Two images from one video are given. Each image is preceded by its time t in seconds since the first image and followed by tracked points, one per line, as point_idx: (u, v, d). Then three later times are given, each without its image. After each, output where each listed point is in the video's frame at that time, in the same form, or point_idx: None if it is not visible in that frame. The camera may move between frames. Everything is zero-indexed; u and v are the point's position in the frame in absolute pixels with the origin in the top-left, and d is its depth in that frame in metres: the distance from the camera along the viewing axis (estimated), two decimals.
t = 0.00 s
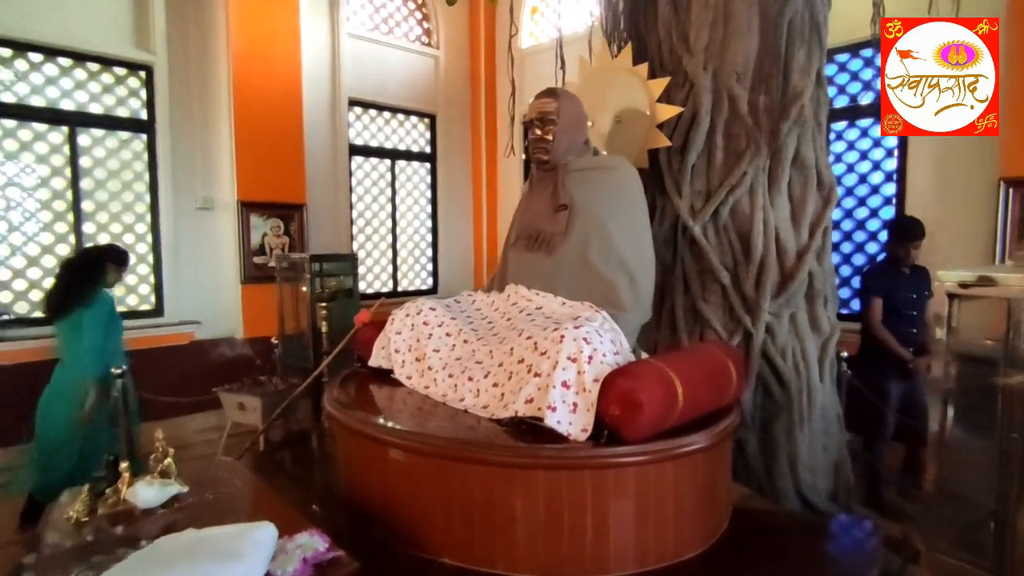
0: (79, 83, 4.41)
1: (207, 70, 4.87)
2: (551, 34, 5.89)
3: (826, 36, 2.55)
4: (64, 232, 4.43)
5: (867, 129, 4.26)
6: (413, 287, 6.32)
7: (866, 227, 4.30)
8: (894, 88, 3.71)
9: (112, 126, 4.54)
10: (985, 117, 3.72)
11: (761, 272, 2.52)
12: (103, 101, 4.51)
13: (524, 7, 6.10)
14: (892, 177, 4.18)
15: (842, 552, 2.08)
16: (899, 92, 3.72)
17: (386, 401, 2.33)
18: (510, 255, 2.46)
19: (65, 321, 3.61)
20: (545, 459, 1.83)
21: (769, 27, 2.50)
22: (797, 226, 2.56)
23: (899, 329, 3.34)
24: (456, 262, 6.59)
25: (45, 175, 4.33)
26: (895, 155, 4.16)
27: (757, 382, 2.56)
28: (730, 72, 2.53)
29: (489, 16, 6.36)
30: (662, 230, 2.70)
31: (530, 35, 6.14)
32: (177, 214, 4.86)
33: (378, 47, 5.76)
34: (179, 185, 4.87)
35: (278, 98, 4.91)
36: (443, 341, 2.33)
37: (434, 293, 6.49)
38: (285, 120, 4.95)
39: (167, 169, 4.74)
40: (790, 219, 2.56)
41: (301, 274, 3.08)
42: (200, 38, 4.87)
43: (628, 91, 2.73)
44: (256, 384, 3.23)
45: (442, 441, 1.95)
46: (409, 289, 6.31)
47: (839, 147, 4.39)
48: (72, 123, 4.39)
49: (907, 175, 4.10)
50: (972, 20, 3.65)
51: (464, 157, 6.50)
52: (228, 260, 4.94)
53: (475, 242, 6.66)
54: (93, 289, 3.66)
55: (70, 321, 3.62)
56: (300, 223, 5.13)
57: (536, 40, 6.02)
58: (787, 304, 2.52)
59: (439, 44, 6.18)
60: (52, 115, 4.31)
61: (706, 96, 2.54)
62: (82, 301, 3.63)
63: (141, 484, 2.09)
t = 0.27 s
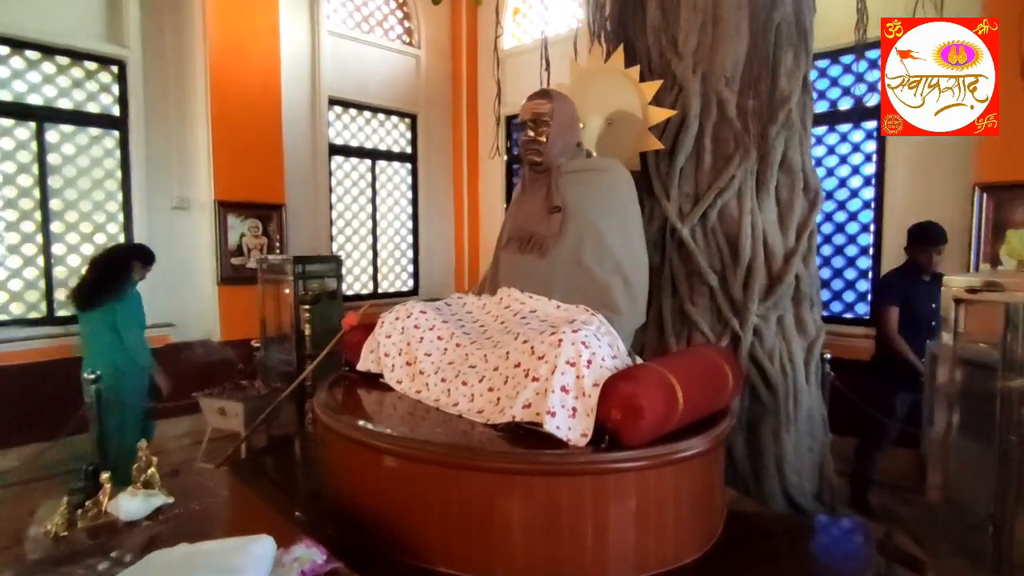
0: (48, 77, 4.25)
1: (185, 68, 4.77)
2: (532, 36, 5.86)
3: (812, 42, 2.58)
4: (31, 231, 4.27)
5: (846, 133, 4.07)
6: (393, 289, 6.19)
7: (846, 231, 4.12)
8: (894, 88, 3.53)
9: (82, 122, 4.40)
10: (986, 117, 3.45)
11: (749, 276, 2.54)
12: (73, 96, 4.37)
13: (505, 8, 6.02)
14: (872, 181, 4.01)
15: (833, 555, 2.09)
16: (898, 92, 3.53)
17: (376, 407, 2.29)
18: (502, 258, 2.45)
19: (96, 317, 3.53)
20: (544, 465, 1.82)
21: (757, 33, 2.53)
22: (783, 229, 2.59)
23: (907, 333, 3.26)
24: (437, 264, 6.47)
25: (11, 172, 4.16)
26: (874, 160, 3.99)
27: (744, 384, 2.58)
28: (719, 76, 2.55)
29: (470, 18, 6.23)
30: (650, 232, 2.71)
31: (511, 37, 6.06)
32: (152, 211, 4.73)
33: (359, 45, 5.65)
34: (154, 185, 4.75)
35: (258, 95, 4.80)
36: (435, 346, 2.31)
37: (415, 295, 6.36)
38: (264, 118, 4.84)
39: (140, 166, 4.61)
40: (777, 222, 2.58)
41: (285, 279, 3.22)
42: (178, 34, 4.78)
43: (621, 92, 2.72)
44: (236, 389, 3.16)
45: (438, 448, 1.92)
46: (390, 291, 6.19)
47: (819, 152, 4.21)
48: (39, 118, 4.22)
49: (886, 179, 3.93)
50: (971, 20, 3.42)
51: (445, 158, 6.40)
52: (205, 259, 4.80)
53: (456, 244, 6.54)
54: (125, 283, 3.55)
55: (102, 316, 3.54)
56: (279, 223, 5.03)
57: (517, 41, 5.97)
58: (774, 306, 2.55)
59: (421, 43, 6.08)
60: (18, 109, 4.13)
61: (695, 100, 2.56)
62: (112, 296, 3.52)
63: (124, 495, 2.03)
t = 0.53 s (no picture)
0: (18, 73, 4.08)
1: (162, 65, 4.65)
2: (515, 39, 5.85)
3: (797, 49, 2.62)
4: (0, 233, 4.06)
5: (827, 139, 4.14)
6: (375, 293, 6.11)
7: (826, 235, 4.18)
8: (893, 88, 3.65)
9: (54, 121, 4.21)
10: (986, 116, 3.43)
11: (737, 280, 2.56)
12: (44, 94, 4.19)
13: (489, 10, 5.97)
14: (852, 187, 4.07)
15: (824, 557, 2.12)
16: (898, 92, 3.65)
17: (366, 416, 2.27)
18: (495, 262, 2.48)
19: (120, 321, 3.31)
20: (545, 472, 1.83)
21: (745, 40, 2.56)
22: (771, 234, 2.61)
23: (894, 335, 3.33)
24: (419, 267, 6.41)
25: None
26: (854, 166, 4.04)
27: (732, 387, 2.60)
28: (708, 81, 2.56)
29: (453, 19, 6.22)
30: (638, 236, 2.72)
31: (494, 39, 6.01)
32: (128, 214, 4.60)
33: (340, 46, 5.57)
34: (130, 186, 4.60)
35: (239, 92, 4.73)
36: (428, 352, 2.30)
37: (397, 299, 6.29)
38: (243, 117, 4.76)
39: (116, 166, 4.45)
40: (764, 227, 2.61)
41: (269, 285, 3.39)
42: (154, 31, 4.66)
43: (613, 96, 2.71)
44: (219, 396, 3.09)
45: (437, 457, 1.92)
46: (371, 295, 6.10)
47: (802, 158, 4.25)
48: (9, 116, 4.04)
49: (866, 183, 3.99)
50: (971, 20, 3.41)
51: (427, 161, 6.36)
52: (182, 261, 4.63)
53: (438, 246, 6.49)
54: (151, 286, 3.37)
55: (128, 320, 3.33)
56: (260, 224, 4.95)
57: (500, 44, 5.95)
58: (762, 310, 2.57)
59: (403, 45, 6.03)
60: None
61: (685, 105, 2.57)
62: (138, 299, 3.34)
63: (110, 509, 1.99)
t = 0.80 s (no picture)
0: None
1: (148, 64, 4.58)
2: (503, 41, 5.84)
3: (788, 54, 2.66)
4: None
5: (814, 142, 4.19)
6: (362, 295, 6.05)
7: (814, 237, 4.23)
8: (894, 88, 3.70)
9: (33, 120, 4.09)
10: (986, 117, 3.47)
11: (730, 282, 2.59)
12: (23, 92, 4.07)
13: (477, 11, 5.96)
14: (838, 190, 4.12)
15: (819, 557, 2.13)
16: (898, 92, 3.70)
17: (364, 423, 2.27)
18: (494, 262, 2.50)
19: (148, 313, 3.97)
20: (551, 476, 1.84)
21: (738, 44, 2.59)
22: (763, 236, 2.64)
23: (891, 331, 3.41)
24: (407, 269, 6.35)
25: None
26: (841, 168, 4.10)
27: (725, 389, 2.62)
28: (702, 85, 2.60)
29: (441, 21, 6.18)
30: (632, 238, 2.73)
31: (482, 41, 5.99)
32: (109, 214, 4.45)
33: (328, 46, 5.52)
34: (112, 188, 4.47)
35: (224, 91, 4.65)
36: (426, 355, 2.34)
37: (385, 301, 6.22)
38: (227, 117, 4.69)
39: (98, 166, 4.33)
40: (756, 229, 2.63)
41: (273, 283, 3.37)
42: (137, 29, 4.57)
43: (609, 98, 2.70)
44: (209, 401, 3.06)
45: (440, 461, 1.92)
46: (358, 297, 6.04)
47: (790, 162, 4.30)
48: None
49: (852, 186, 4.04)
50: (971, 20, 3.42)
51: (414, 162, 6.31)
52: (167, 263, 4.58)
53: (426, 248, 6.44)
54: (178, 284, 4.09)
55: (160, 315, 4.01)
56: (246, 225, 4.91)
57: (488, 45, 5.93)
58: (754, 312, 2.59)
59: (391, 46, 5.99)
60: None
61: (678, 108, 2.61)
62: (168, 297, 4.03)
63: (104, 518, 1.95)
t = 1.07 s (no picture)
0: None
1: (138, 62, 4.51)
2: (497, 42, 5.84)
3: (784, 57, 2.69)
4: None
5: (807, 145, 4.24)
6: (355, 296, 6.00)
7: (807, 238, 4.27)
8: (893, 88, 3.71)
9: (21, 119, 4.03)
10: (986, 117, 3.47)
11: (727, 283, 2.60)
12: (11, 91, 4.00)
13: (471, 12, 5.95)
14: (831, 192, 4.16)
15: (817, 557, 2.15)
16: (898, 92, 3.70)
17: (361, 426, 2.33)
18: (494, 264, 2.58)
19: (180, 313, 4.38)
20: (557, 478, 1.88)
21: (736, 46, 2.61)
22: (759, 238, 2.65)
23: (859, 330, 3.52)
24: (400, 270, 6.32)
25: None
26: (834, 170, 4.15)
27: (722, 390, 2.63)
28: (700, 88, 2.62)
29: (434, 21, 6.18)
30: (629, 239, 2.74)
31: (476, 42, 5.99)
32: (99, 214, 4.40)
33: (321, 45, 5.48)
34: (101, 187, 4.42)
35: (216, 91, 4.58)
36: (427, 357, 2.42)
37: (378, 302, 6.17)
38: (219, 115, 4.60)
39: (87, 165, 4.26)
40: (753, 231, 2.64)
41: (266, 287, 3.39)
42: (127, 26, 4.50)
43: (609, 99, 2.71)
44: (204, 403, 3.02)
45: (446, 464, 1.95)
46: (351, 298, 5.99)
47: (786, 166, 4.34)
48: None
49: (845, 188, 4.09)
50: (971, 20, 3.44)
51: (407, 163, 6.27)
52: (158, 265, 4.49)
53: (419, 249, 6.41)
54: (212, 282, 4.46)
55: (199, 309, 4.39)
56: (238, 227, 4.81)
57: (482, 46, 5.93)
58: (751, 313, 2.60)
59: (384, 46, 5.96)
60: None
61: (676, 109, 2.63)
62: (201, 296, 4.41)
63: (102, 524, 1.94)
